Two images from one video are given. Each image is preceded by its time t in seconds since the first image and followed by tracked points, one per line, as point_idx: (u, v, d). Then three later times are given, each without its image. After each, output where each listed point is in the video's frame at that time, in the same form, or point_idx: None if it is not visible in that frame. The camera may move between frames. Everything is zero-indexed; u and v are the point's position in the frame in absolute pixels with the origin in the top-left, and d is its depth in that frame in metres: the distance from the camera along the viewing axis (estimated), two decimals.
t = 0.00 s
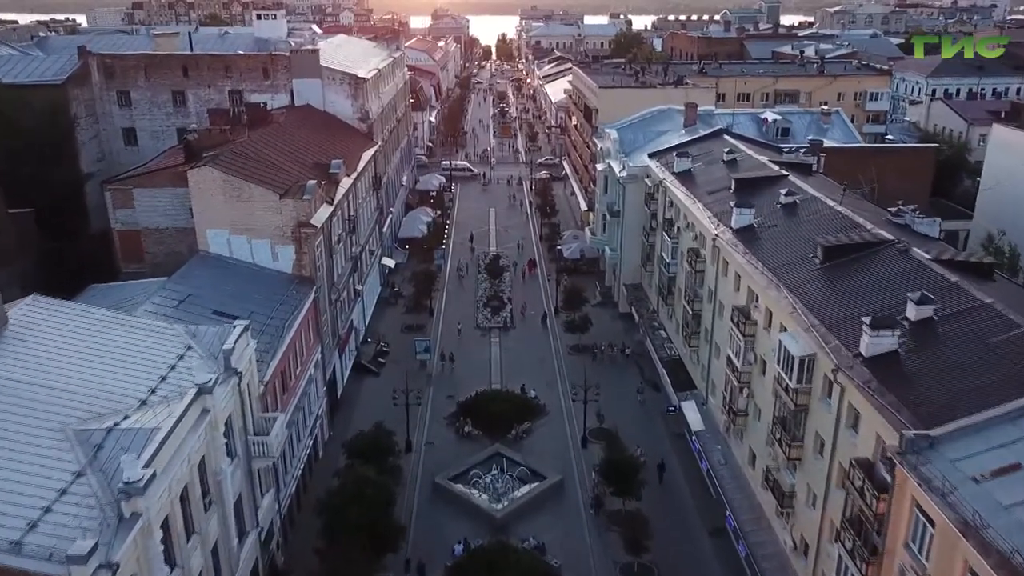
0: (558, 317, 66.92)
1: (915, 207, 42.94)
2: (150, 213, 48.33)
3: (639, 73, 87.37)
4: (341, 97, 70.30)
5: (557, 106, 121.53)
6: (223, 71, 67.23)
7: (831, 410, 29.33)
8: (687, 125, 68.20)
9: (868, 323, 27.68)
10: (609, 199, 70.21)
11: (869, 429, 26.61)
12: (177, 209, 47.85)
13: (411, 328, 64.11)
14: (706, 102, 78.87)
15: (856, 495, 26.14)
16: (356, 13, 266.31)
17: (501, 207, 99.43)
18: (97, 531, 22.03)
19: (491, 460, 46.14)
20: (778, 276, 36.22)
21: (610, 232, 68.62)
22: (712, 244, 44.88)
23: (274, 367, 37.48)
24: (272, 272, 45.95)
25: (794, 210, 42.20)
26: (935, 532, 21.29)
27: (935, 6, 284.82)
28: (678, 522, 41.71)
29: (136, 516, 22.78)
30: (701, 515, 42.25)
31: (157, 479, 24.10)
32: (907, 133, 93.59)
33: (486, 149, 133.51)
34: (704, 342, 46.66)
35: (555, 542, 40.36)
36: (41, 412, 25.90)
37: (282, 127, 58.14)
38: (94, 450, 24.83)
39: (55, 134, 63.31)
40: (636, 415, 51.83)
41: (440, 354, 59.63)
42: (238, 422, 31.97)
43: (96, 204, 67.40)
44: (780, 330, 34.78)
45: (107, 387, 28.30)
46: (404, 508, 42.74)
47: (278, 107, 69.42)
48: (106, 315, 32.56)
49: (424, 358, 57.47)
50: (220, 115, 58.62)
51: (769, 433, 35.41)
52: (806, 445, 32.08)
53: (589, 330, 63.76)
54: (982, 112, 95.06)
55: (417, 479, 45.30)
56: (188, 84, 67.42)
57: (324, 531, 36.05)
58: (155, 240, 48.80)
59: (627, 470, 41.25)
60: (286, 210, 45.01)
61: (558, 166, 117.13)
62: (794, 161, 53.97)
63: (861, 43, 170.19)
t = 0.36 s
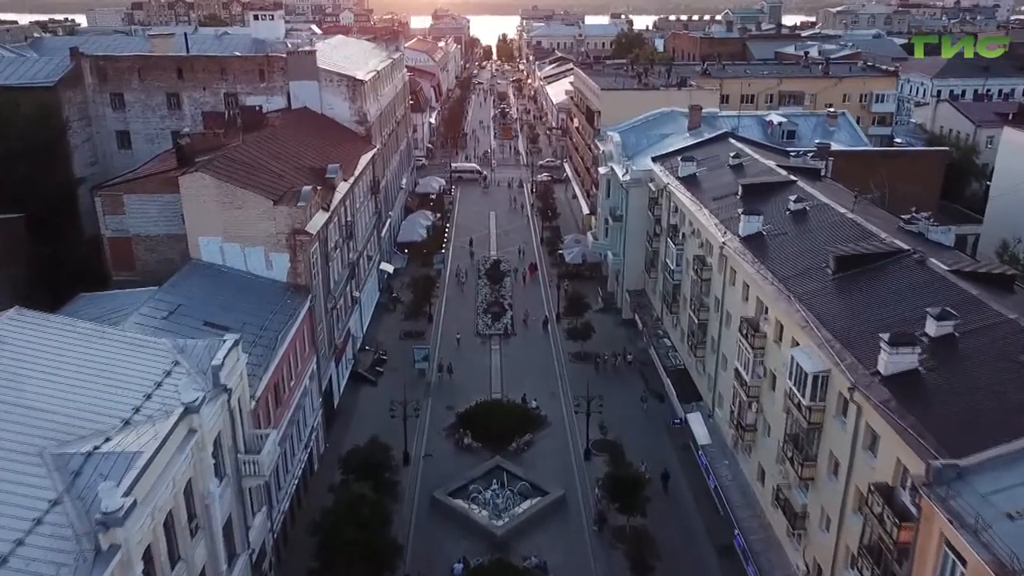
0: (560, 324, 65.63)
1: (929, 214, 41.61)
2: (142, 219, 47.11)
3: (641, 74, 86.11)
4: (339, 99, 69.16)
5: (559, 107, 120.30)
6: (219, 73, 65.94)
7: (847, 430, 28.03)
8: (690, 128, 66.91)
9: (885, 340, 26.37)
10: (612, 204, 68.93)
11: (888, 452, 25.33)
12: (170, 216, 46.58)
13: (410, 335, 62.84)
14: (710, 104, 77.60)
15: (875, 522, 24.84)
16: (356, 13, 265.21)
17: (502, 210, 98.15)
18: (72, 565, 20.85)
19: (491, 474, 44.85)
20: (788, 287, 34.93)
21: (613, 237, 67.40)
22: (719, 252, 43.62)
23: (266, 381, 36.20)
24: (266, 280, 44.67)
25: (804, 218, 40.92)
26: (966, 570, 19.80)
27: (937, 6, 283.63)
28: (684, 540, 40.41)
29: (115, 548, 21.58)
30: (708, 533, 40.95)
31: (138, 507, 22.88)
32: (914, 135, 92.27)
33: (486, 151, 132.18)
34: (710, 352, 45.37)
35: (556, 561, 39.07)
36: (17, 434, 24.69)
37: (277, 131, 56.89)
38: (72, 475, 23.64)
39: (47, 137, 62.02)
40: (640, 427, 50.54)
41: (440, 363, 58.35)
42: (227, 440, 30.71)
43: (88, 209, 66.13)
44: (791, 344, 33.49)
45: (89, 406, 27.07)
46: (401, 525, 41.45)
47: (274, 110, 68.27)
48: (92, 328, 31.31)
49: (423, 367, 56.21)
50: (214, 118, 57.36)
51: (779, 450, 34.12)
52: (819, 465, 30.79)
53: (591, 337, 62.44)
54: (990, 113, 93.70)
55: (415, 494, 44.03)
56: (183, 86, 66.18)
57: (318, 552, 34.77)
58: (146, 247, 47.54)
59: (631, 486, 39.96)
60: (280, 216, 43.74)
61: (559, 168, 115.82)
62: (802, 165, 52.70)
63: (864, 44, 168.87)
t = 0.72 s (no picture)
0: (562, 331, 64.34)
1: (943, 222, 40.31)
2: (133, 227, 45.80)
3: (644, 76, 84.88)
4: (336, 102, 68.00)
5: (560, 109, 119.07)
6: (214, 75, 64.66)
7: (865, 452, 26.71)
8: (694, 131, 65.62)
9: (906, 359, 24.98)
10: (615, 208, 67.70)
11: (910, 479, 24.02)
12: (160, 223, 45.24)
13: (409, 342, 61.53)
14: (714, 106, 76.35)
15: (897, 552, 23.53)
16: (356, 14, 262.84)
17: (503, 214, 96.85)
18: None
19: (491, 489, 43.54)
20: (800, 300, 33.62)
21: (616, 242, 66.13)
22: (726, 261, 42.34)
23: (257, 397, 34.91)
24: (259, 289, 43.38)
25: (814, 226, 39.61)
26: None
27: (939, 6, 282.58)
28: (691, 559, 39.10)
29: None
30: (716, 552, 39.64)
31: (117, 539, 21.59)
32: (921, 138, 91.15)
33: (487, 153, 130.96)
34: (716, 363, 44.05)
35: None
36: None
37: (274, 135, 55.66)
38: (48, 503, 22.36)
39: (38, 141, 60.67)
40: (644, 440, 49.24)
41: (439, 372, 57.06)
42: (216, 461, 29.41)
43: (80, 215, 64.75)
44: (803, 359, 32.19)
45: (68, 428, 25.77)
46: (399, 544, 40.15)
47: (270, 112, 67.16)
48: (74, 344, 30.02)
49: (421, 376, 54.90)
50: (207, 122, 56.06)
51: (791, 468, 32.81)
52: (834, 487, 29.48)
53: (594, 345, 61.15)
54: (997, 115, 92.50)
55: (413, 510, 42.74)
56: (177, 89, 64.82)
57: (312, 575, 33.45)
58: (137, 255, 46.22)
59: (636, 504, 38.64)
60: (274, 224, 42.50)
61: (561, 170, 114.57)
62: (810, 170, 51.41)
63: (868, 45, 167.65)
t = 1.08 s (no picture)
0: (563, 338, 63.02)
1: (958, 230, 38.98)
2: (122, 234, 44.49)
3: (647, 77, 83.54)
4: (333, 104, 66.64)
5: (561, 110, 117.73)
6: (208, 77, 63.45)
7: (885, 477, 25.37)
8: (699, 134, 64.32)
9: (929, 381, 23.62)
10: (617, 213, 66.37)
11: (935, 509, 22.72)
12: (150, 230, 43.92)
13: (408, 351, 60.23)
14: (718, 108, 75.01)
15: None
16: (356, 14, 261.73)
17: (503, 217, 95.49)
18: None
19: (491, 505, 42.21)
20: (812, 313, 32.30)
21: (619, 247, 64.84)
22: (734, 270, 41.02)
23: (248, 414, 33.59)
24: (252, 299, 42.08)
25: (825, 234, 38.25)
26: None
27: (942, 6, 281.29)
28: None
29: None
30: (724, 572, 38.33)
31: None
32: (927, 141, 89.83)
33: (487, 154, 129.58)
34: (724, 375, 42.71)
35: None
36: None
37: (268, 139, 54.35)
38: (19, 538, 20.99)
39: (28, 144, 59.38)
40: (648, 453, 47.93)
41: (437, 382, 55.78)
42: (202, 484, 28.06)
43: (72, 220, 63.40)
44: (816, 375, 30.85)
45: (44, 454, 24.38)
46: (395, 564, 38.83)
47: (265, 116, 65.76)
48: (55, 361, 28.67)
49: (420, 386, 53.55)
50: (201, 126, 54.83)
51: (804, 490, 31.49)
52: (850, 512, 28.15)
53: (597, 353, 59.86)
54: (1006, 117, 91.12)
55: (410, 528, 41.42)
56: (171, 91, 63.63)
57: None
58: (127, 264, 44.89)
59: (641, 523, 37.30)
60: (267, 233, 41.21)
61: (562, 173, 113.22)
62: (818, 175, 50.08)
63: (871, 45, 166.32)
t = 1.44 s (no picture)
0: (565, 346, 61.66)
1: (975, 239, 37.57)
2: (110, 242, 43.17)
3: (650, 78, 82.13)
4: (330, 107, 65.11)
5: (563, 112, 116.39)
6: (202, 80, 62.17)
7: (908, 506, 23.97)
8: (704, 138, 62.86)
9: (956, 406, 22.19)
10: (620, 218, 64.97)
11: (964, 543, 21.39)
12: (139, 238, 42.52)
13: (405, 359, 58.85)
14: (723, 111, 73.62)
15: None
16: (356, 15, 260.51)
17: (504, 220, 94.09)
18: None
19: (491, 523, 40.85)
20: (826, 327, 30.96)
21: (621, 253, 63.49)
22: (742, 280, 39.62)
23: (237, 433, 32.19)
24: (243, 310, 40.71)
25: (837, 243, 36.87)
26: None
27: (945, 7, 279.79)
28: None
29: None
30: None
31: None
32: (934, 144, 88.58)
33: (488, 157, 128.13)
34: (731, 388, 41.38)
35: None
36: None
37: (263, 143, 52.89)
38: None
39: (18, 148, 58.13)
40: (653, 467, 46.59)
41: (436, 392, 54.43)
42: (186, 510, 26.65)
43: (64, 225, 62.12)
44: (832, 394, 29.44)
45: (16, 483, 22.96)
46: None
47: (260, 119, 64.22)
48: (33, 379, 27.24)
49: (418, 397, 52.19)
50: (194, 130, 53.54)
51: (818, 513, 30.15)
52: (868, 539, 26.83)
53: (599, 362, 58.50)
54: (1014, 119, 89.75)
55: (407, 547, 40.08)
56: (164, 94, 62.33)
57: None
58: (115, 273, 43.56)
59: (647, 545, 35.93)
60: (259, 242, 39.80)
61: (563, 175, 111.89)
62: (827, 180, 48.71)
63: (875, 46, 164.94)
